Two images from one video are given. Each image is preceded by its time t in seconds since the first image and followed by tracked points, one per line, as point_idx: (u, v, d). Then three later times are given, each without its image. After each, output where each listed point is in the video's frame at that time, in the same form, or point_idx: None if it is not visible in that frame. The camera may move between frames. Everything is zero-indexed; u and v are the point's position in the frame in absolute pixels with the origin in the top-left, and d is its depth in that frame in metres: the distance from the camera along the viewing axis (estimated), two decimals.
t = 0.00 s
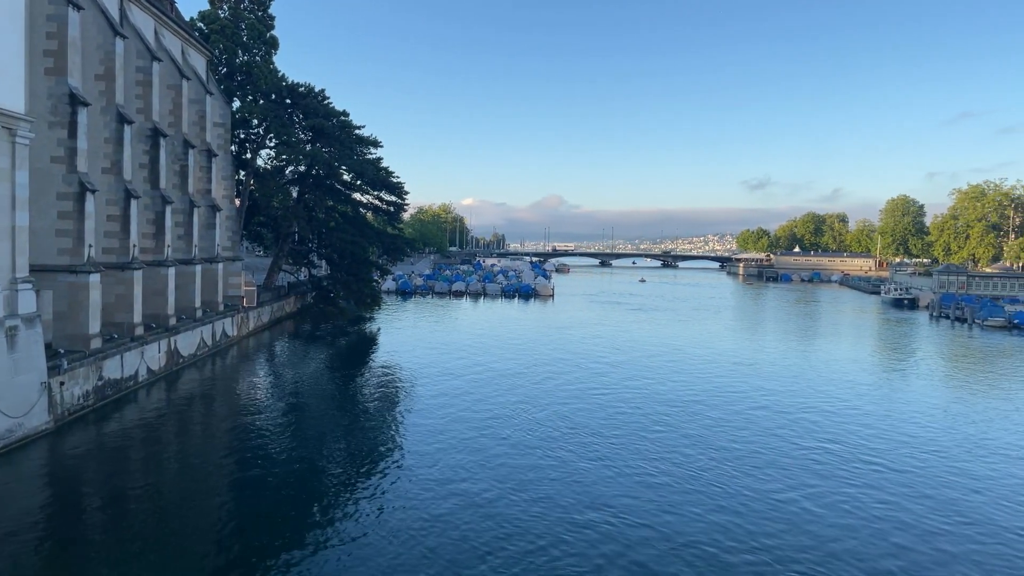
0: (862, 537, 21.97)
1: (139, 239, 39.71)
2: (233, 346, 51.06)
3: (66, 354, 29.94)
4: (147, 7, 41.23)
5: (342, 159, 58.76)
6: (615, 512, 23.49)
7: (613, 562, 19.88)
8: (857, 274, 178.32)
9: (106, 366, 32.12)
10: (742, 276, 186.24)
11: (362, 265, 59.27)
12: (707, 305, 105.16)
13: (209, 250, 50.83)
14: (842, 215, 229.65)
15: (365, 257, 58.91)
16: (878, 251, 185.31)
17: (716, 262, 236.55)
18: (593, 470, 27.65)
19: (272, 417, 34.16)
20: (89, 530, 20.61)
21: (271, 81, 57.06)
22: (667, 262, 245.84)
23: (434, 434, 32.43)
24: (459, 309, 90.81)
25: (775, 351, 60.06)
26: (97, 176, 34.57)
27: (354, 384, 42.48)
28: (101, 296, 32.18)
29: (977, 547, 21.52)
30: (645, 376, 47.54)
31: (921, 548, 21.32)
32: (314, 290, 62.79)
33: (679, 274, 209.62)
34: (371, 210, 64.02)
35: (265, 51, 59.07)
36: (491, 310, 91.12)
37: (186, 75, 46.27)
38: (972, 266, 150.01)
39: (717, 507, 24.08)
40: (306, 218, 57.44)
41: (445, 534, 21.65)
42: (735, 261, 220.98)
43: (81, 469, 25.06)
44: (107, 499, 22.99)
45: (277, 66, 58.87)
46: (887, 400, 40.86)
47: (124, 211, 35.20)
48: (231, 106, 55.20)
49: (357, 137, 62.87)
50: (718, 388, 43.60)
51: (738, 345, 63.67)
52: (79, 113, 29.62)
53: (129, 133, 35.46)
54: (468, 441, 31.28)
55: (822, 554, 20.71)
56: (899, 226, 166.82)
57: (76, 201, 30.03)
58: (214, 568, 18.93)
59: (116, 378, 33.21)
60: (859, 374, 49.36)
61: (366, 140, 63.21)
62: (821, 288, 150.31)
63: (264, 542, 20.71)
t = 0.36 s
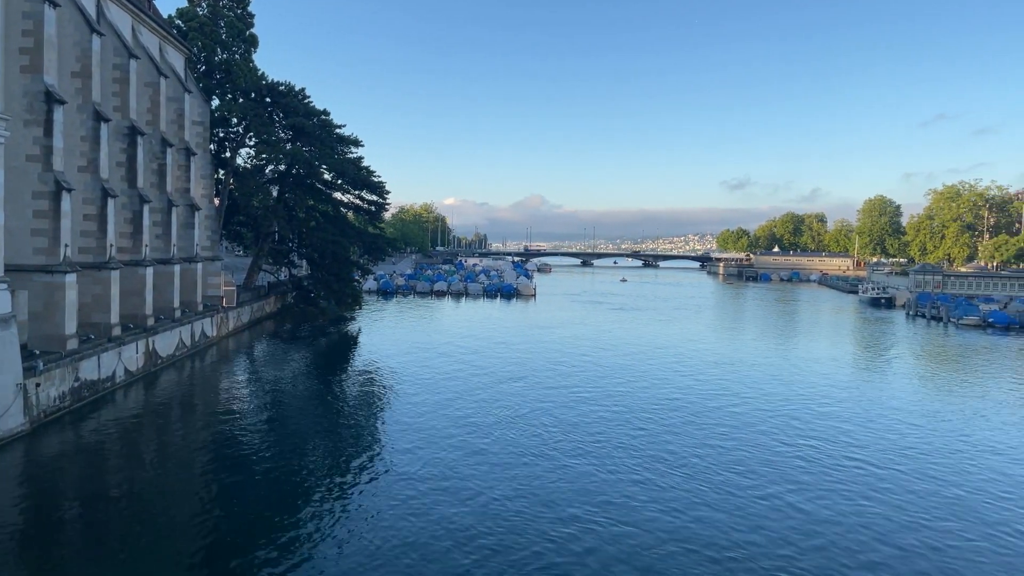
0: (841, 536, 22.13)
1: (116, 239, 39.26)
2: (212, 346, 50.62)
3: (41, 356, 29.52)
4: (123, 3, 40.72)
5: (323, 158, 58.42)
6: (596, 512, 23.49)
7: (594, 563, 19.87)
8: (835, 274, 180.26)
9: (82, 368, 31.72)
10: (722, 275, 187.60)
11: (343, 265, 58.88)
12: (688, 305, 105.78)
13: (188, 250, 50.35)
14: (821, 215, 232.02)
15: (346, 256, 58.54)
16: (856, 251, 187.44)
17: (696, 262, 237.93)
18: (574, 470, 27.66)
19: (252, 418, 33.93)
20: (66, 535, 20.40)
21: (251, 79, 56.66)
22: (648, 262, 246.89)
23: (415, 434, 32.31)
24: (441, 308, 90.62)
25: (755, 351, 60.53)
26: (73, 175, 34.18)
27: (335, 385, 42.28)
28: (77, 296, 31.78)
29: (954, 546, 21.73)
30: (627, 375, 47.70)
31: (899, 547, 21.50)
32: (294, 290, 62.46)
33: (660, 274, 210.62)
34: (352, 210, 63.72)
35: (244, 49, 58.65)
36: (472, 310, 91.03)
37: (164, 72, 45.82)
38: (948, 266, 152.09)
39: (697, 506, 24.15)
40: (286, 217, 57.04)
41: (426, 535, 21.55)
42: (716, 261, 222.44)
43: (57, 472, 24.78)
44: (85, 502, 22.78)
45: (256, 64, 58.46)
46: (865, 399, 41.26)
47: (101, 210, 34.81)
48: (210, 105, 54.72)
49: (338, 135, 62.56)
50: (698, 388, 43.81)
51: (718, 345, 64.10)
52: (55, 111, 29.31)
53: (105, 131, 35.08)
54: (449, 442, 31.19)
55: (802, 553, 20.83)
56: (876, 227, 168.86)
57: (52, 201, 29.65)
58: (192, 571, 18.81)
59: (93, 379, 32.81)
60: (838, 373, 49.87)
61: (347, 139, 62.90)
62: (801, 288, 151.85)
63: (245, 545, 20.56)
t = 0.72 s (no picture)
0: (817, 535, 22.28)
1: (87, 238, 38.58)
2: (185, 347, 49.98)
3: (10, 358, 28.92)
4: None
5: (299, 157, 57.88)
6: (575, 513, 23.44)
7: (573, 565, 19.84)
8: (809, 273, 182.44)
9: (52, 369, 31.15)
10: (698, 275, 188.98)
11: (319, 265, 58.12)
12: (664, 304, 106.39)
13: (161, 249, 49.65)
14: (795, 215, 234.66)
15: (322, 256, 57.97)
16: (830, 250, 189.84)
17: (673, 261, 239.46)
18: (552, 471, 27.60)
19: (227, 420, 33.56)
20: (36, 539, 20.04)
21: (225, 78, 56.17)
22: (626, 262, 247.97)
23: (391, 435, 32.10)
24: (418, 308, 90.33)
25: (731, 350, 61.07)
26: (43, 174, 33.55)
27: (311, 386, 41.95)
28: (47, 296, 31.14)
29: (927, 545, 22.00)
30: (605, 375, 47.92)
31: (874, 546, 21.70)
32: (270, 290, 61.87)
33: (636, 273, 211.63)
34: (328, 209, 63.27)
35: (219, 47, 57.99)
36: (450, 310, 90.88)
37: (136, 70, 45.13)
38: (919, 265, 154.54)
39: (675, 507, 24.22)
40: (262, 217, 56.48)
41: (404, 537, 21.39)
42: (692, 260, 224.06)
43: (26, 476, 24.34)
44: (56, 505, 22.40)
45: (231, 62, 57.84)
46: (839, 398, 41.79)
47: (71, 209, 34.18)
48: (183, 102, 54.02)
49: (314, 134, 62.06)
50: (675, 387, 44.04)
51: (695, 344, 64.59)
52: (25, 109, 28.75)
53: (76, 129, 34.47)
54: (426, 443, 31.03)
55: (779, 553, 20.95)
56: (849, 227, 171.16)
57: (21, 200, 29.07)
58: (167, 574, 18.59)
59: (63, 381, 32.23)
60: (812, 372, 50.46)
61: (323, 138, 62.41)
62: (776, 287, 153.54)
63: (220, 549, 20.28)
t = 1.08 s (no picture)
0: (794, 537, 22.51)
1: (58, 238, 37.99)
2: (159, 348, 49.40)
3: None
4: None
5: (275, 156, 57.38)
6: (556, 515, 23.47)
7: (555, 569, 19.86)
8: (784, 272, 184.41)
9: (23, 371, 30.66)
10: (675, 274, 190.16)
11: (296, 265, 57.74)
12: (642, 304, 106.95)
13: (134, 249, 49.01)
14: (770, 215, 237.06)
15: (298, 256, 57.49)
16: (804, 250, 192.01)
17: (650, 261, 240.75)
18: (532, 472, 27.61)
19: (203, 421, 33.27)
20: (8, 543, 19.79)
21: (199, 76, 55.36)
22: (603, 262, 248.88)
23: (370, 437, 31.94)
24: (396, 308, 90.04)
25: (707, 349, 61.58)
26: (13, 172, 32.97)
27: (287, 386, 41.67)
28: (17, 296, 30.62)
29: (904, 545, 22.31)
30: (583, 375, 48.15)
31: (851, 547, 21.98)
32: (245, 290, 61.29)
33: (614, 272, 212.43)
34: (305, 208, 62.80)
35: (193, 44, 57.32)
36: (428, 310, 90.69)
37: (109, 67, 44.48)
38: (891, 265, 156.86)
39: (656, 508, 24.34)
40: (237, 216, 55.94)
41: (385, 542, 21.28)
42: (668, 260, 225.52)
43: None
44: (28, 509, 22.11)
45: (205, 59, 57.19)
46: (813, 397, 42.29)
47: (42, 208, 33.66)
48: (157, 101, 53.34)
49: (290, 133, 61.57)
50: (653, 387, 44.29)
51: (671, 343, 65.04)
52: None
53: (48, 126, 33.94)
54: (406, 444, 30.91)
55: (759, 555, 21.12)
56: (823, 226, 173.25)
57: None
58: None
59: (34, 383, 31.73)
60: (787, 371, 51.03)
61: (299, 137, 61.95)
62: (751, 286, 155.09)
63: (195, 552, 20.13)
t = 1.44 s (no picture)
0: (769, 533, 22.68)
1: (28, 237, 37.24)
2: (132, 348, 48.64)
3: None
4: None
5: (250, 154, 56.71)
6: (539, 516, 23.34)
7: (539, 570, 19.71)
8: (759, 271, 186.21)
9: None
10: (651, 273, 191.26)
11: (271, 265, 57.12)
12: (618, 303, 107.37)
13: (106, 248, 48.22)
14: (745, 215, 239.28)
15: (273, 256, 56.87)
16: (778, 249, 194.17)
17: (626, 260, 241.96)
18: (513, 472, 27.46)
19: (176, 422, 32.83)
20: None
21: (172, 73, 54.50)
22: (580, 261, 249.58)
23: (348, 438, 31.59)
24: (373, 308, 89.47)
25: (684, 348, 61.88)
26: None
27: (263, 387, 41.22)
28: None
29: (884, 541, 22.48)
30: (560, 374, 48.13)
31: (833, 544, 22.08)
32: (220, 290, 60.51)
33: (590, 272, 213.13)
34: (280, 207, 62.17)
35: (165, 41, 56.51)
36: (405, 309, 90.23)
37: (79, 63, 43.70)
38: (863, 264, 159.02)
39: (638, 507, 24.30)
40: (211, 215, 55.22)
41: (366, 544, 20.99)
42: (645, 259, 226.76)
43: None
44: None
45: (178, 56, 56.39)
46: (789, 396, 42.60)
47: (11, 207, 32.97)
48: (128, 97, 52.47)
49: (265, 131, 60.93)
50: (631, 386, 44.41)
51: (648, 342, 65.31)
52: None
53: (16, 123, 33.28)
54: (385, 445, 30.61)
55: (742, 554, 21.15)
56: (797, 226, 175.27)
57: None
58: None
59: (3, 385, 31.10)
60: (763, 370, 51.38)
61: (275, 135, 61.33)
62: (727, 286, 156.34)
63: (168, 555, 19.87)
